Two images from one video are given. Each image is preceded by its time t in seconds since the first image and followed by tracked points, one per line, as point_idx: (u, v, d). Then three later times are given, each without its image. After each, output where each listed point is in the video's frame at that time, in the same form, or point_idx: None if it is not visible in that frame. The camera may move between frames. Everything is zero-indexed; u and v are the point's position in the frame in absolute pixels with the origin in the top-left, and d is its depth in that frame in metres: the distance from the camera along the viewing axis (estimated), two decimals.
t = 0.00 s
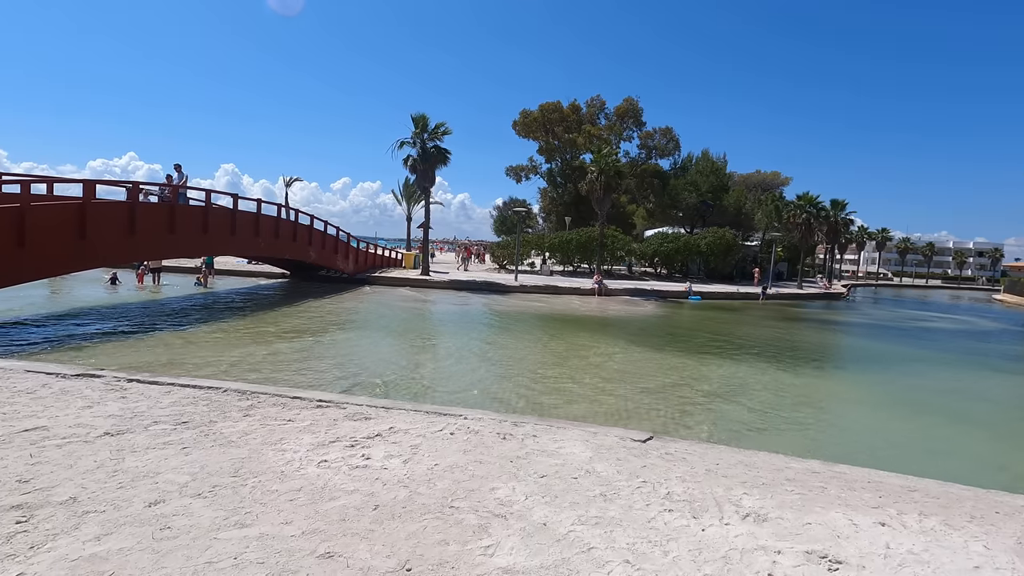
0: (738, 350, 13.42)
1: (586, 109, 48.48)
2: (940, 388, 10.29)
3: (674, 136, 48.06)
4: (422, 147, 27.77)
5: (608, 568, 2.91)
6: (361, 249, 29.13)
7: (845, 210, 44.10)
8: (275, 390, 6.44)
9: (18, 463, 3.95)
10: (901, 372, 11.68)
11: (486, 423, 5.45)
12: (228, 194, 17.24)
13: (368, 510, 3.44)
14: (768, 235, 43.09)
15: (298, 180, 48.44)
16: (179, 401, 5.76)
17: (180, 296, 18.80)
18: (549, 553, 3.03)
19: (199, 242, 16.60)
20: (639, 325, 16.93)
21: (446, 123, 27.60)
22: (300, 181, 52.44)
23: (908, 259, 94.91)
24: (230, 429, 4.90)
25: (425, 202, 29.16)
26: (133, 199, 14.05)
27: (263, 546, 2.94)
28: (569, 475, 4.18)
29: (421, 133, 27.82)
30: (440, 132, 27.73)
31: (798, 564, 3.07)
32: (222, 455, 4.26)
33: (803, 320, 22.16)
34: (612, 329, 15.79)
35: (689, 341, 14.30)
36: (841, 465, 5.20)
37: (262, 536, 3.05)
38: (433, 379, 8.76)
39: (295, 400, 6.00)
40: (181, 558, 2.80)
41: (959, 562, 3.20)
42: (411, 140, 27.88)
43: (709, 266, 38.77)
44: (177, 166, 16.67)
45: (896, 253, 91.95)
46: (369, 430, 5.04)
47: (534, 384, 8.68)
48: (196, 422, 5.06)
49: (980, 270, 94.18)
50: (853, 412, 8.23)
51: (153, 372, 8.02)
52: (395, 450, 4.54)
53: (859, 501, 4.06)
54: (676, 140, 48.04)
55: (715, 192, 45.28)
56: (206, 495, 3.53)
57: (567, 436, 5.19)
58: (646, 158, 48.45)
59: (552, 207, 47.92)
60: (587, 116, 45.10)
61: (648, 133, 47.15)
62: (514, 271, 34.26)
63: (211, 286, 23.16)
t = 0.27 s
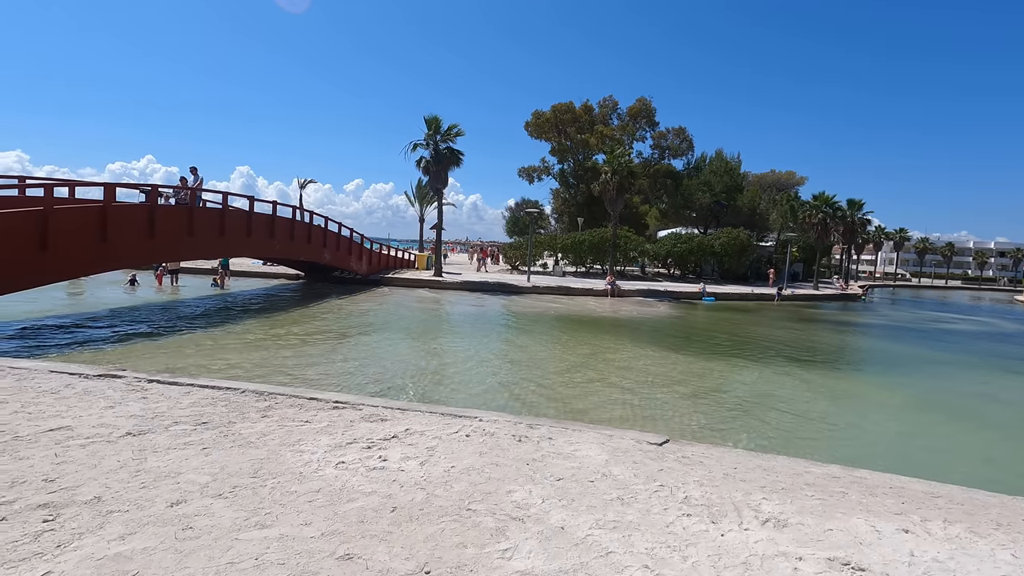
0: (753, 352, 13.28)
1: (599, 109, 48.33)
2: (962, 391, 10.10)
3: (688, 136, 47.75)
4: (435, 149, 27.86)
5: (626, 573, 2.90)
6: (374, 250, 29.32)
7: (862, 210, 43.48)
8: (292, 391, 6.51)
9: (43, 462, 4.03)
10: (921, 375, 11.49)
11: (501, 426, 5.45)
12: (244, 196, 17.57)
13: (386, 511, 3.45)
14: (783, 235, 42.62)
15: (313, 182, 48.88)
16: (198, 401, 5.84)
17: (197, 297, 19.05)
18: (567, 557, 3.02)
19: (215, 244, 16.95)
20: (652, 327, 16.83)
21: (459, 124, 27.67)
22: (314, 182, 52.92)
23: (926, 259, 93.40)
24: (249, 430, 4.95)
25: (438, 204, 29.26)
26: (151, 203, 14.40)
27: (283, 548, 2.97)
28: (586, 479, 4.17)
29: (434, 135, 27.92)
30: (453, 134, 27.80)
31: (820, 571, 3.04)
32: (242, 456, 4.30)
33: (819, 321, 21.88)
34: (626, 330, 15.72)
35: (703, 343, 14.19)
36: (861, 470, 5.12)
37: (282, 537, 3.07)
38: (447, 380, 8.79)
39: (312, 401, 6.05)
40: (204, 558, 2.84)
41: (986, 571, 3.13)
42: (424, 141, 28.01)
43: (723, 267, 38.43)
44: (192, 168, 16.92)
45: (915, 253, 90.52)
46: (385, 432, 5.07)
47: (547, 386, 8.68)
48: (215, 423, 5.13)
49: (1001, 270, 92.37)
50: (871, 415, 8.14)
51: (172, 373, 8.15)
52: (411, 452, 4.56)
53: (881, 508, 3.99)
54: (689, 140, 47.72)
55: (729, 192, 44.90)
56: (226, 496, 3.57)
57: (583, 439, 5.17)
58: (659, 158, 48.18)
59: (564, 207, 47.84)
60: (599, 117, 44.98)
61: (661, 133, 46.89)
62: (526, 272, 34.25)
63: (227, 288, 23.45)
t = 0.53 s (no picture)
0: (789, 355, 12.95)
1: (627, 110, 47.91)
2: (1012, 398, 9.65)
3: (719, 135, 46.91)
4: (463, 152, 28.05)
5: None
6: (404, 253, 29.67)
7: (904, 209, 41.94)
8: (326, 392, 6.63)
9: (94, 459, 4.20)
10: (968, 380, 11.02)
11: (533, 429, 5.44)
12: (279, 201, 18.11)
13: (420, 513, 3.48)
14: (820, 235, 41.45)
15: (344, 187, 49.77)
16: (237, 402, 6.00)
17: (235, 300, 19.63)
18: (601, 563, 2.99)
19: (251, 247, 17.48)
20: (684, 330, 16.56)
21: (487, 127, 27.79)
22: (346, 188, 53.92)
23: (973, 260, 89.54)
24: (286, 430, 5.07)
25: (467, 207, 29.44)
26: (192, 209, 14.98)
27: (321, 547, 3.02)
28: (619, 484, 4.12)
29: (463, 138, 28.11)
30: (482, 137, 27.92)
31: None
32: (280, 456, 4.40)
33: (859, 324, 21.17)
34: (657, 333, 15.52)
35: (737, 346, 13.89)
36: (908, 480, 4.92)
37: (320, 537, 3.13)
38: (477, 382, 8.84)
39: (347, 402, 6.15)
40: (246, 556, 2.91)
41: None
42: (453, 145, 28.24)
43: (756, 268, 37.58)
44: (229, 174, 17.44)
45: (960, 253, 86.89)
46: (418, 433, 5.11)
47: (576, 389, 8.64)
48: (254, 423, 5.26)
49: None
50: (915, 421, 7.85)
51: (211, 374, 8.41)
52: (444, 454, 4.59)
53: (930, 520, 3.83)
54: (721, 139, 46.88)
55: (763, 192, 43.92)
56: (266, 495, 3.66)
57: (616, 443, 5.12)
58: (690, 158, 47.44)
59: (593, 209, 47.54)
60: (628, 117, 44.59)
61: (692, 133, 46.19)
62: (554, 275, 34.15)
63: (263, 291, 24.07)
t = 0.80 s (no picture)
0: (831, 361, 12.54)
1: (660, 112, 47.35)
2: None
3: (755, 135, 45.88)
4: (495, 156, 28.21)
5: None
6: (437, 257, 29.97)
7: (953, 209, 40.11)
8: (363, 394, 6.74)
9: (145, 456, 4.37)
10: None
11: (567, 433, 5.41)
12: (316, 207, 18.60)
13: (456, 516, 3.50)
14: (863, 237, 39.97)
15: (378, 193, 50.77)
16: (277, 403, 6.16)
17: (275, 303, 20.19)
18: (638, 571, 2.95)
19: (290, 252, 17.97)
20: (720, 334, 16.20)
21: (519, 132, 27.86)
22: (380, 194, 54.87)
23: None
24: (325, 431, 5.17)
25: (499, 211, 29.55)
26: (235, 215, 15.51)
27: (360, 547, 3.07)
28: (656, 491, 4.05)
29: (494, 143, 28.28)
30: (513, 141, 28.03)
31: None
32: (319, 456, 4.49)
33: (905, 329, 20.31)
34: (692, 337, 15.25)
35: (775, 351, 13.52)
36: (962, 493, 4.68)
37: (358, 537, 3.18)
38: (510, 387, 8.84)
39: (382, 404, 6.24)
40: (287, 553, 2.98)
41: None
42: (485, 150, 28.44)
43: (795, 272, 36.48)
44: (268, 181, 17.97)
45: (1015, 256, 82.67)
46: (453, 436, 5.15)
47: (610, 394, 8.55)
48: (294, 424, 5.39)
49: None
50: (966, 430, 7.51)
51: (252, 375, 8.67)
52: (479, 457, 4.61)
53: (988, 536, 3.63)
54: (757, 139, 45.85)
55: (802, 193, 42.69)
56: (306, 494, 3.74)
57: (652, 450, 5.04)
58: (725, 159, 46.52)
59: (625, 212, 47.06)
60: (661, 119, 44.06)
61: (727, 133, 45.30)
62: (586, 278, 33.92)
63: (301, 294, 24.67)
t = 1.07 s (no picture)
0: (865, 366, 12.16)
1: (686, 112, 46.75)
2: None
3: (785, 134, 44.93)
4: (519, 158, 28.22)
5: None
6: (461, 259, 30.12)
7: (995, 209, 38.59)
8: (388, 395, 6.80)
9: (177, 453, 4.48)
10: None
11: (591, 437, 5.36)
12: (342, 209, 18.87)
13: (479, 518, 3.49)
14: (898, 238, 38.77)
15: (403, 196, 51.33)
16: (304, 402, 6.25)
17: (303, 304, 20.55)
18: None
19: (317, 254, 18.28)
20: (748, 337, 15.88)
21: (543, 133, 27.82)
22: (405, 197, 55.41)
23: None
24: (350, 431, 5.23)
25: (522, 213, 29.54)
26: (264, 218, 15.86)
27: (384, 547, 3.08)
28: (682, 497, 3.98)
29: (518, 145, 28.30)
30: (537, 143, 28.00)
31: None
32: (344, 456, 4.53)
33: (943, 333, 19.60)
34: (718, 340, 14.98)
35: (805, 355, 13.19)
36: (1006, 505, 4.47)
37: (381, 537, 3.19)
38: (532, 389, 8.83)
39: (406, 405, 6.28)
40: (312, 552, 3.01)
41: None
42: (509, 152, 28.49)
43: (825, 274, 35.57)
44: (295, 185, 18.31)
45: None
46: (476, 438, 5.15)
47: (633, 397, 8.46)
48: (320, 423, 5.46)
49: None
50: (1009, 439, 7.21)
51: (280, 375, 8.84)
52: (502, 459, 4.59)
53: None
54: (786, 138, 44.90)
55: (833, 193, 41.64)
56: (331, 493, 3.78)
57: (678, 454, 4.96)
58: (753, 159, 45.68)
59: (650, 214, 46.56)
60: (687, 119, 43.50)
61: (756, 133, 44.47)
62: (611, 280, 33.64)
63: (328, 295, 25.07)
